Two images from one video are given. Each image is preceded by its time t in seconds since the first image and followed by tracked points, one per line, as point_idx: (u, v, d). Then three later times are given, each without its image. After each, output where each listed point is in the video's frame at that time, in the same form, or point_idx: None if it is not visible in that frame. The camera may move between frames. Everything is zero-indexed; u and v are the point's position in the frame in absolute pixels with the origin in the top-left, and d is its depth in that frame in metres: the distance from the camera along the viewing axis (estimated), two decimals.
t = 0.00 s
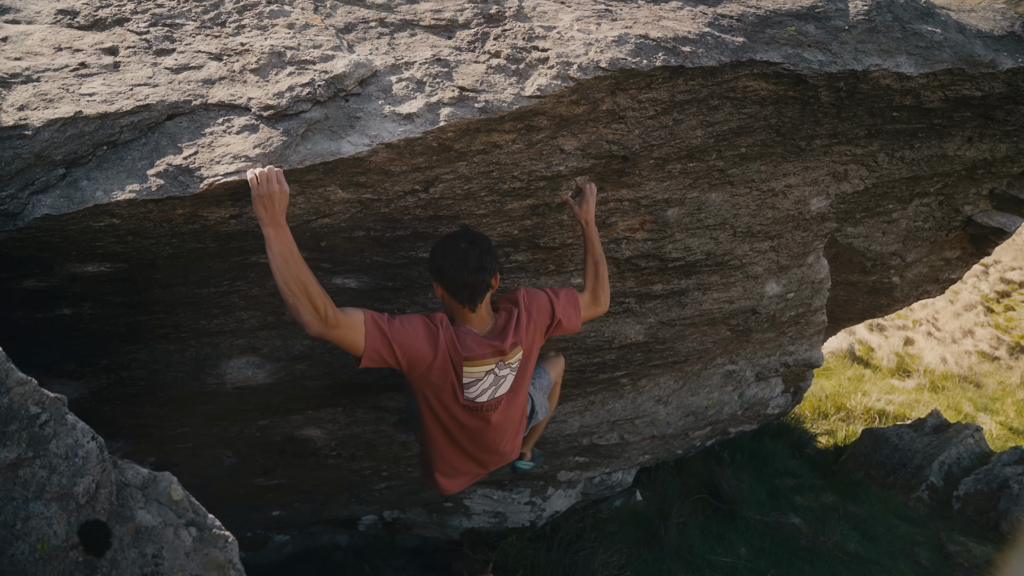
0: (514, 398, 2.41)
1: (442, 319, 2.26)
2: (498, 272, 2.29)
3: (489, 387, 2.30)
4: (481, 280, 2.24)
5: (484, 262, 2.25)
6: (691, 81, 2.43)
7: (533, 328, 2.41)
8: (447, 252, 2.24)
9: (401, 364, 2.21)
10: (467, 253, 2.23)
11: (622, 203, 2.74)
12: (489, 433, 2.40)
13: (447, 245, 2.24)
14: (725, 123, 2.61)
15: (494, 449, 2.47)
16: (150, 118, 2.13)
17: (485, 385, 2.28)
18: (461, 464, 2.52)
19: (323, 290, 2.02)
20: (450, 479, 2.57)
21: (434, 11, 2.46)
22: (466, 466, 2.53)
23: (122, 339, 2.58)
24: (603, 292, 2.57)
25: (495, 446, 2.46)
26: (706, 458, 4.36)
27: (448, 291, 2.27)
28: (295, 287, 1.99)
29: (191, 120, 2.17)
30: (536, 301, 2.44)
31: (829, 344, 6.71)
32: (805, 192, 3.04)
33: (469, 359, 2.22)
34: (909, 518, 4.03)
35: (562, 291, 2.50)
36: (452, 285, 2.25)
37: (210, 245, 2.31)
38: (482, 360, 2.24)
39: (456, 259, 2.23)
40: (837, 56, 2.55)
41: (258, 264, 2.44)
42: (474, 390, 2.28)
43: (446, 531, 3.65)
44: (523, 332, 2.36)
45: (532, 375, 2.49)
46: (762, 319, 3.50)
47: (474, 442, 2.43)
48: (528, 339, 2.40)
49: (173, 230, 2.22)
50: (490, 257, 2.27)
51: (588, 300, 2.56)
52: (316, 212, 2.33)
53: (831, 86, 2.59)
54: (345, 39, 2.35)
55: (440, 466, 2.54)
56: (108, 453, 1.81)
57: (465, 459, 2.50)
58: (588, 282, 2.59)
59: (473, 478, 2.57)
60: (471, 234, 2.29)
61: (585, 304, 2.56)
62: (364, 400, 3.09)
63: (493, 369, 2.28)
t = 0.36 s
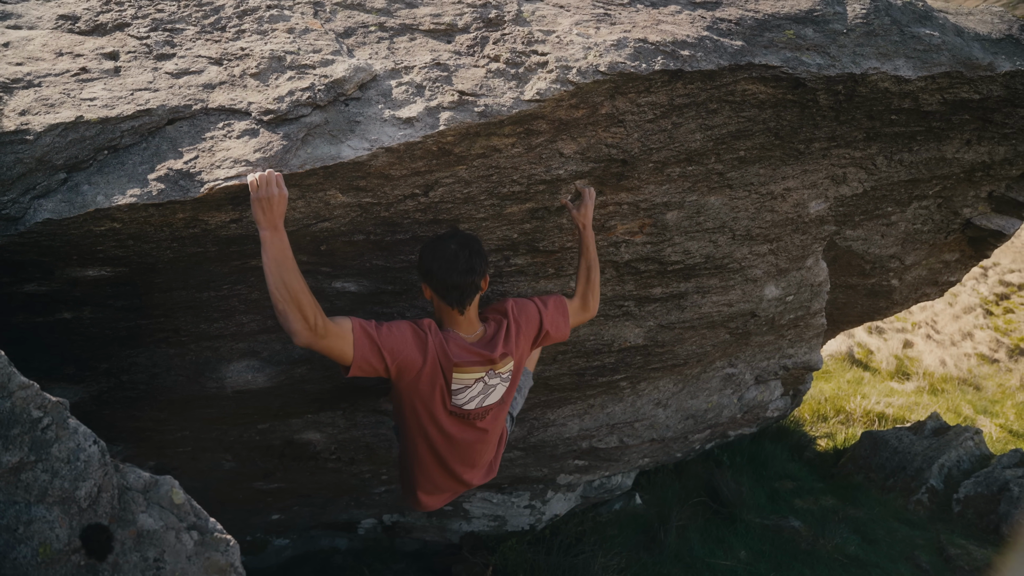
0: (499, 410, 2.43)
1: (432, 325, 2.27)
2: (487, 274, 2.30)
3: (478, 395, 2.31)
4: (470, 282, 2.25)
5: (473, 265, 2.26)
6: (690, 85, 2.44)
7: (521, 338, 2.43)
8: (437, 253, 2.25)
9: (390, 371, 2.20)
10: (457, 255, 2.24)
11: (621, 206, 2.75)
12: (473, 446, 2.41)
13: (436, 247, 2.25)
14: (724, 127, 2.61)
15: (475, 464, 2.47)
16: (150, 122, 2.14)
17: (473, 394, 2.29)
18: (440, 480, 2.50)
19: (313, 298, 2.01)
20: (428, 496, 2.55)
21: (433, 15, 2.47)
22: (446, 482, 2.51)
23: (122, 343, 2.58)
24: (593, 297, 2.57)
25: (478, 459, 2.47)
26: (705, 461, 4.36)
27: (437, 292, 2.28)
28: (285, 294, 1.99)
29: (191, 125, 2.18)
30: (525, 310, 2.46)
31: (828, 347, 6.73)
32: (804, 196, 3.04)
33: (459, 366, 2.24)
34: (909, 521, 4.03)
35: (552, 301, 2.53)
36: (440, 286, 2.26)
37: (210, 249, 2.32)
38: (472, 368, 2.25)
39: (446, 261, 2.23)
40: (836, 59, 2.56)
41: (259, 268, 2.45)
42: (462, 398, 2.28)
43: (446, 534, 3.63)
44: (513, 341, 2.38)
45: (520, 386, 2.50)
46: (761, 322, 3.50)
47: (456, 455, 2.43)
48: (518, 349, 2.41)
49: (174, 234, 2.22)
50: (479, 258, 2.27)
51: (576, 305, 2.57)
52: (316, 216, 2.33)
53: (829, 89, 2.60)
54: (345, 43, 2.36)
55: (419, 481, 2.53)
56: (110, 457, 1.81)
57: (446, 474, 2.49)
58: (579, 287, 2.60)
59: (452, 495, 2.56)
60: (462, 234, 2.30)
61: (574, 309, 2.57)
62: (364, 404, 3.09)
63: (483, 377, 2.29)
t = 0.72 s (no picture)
0: (487, 415, 2.44)
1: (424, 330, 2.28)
2: (479, 277, 2.31)
3: (466, 401, 2.32)
4: (463, 285, 2.26)
5: (466, 268, 2.26)
6: (691, 90, 2.45)
7: (513, 344, 2.43)
8: (428, 257, 2.25)
9: (382, 375, 2.20)
10: (449, 258, 2.24)
11: (623, 211, 2.75)
12: (461, 450, 2.41)
13: (428, 251, 2.26)
14: (725, 131, 2.62)
15: (463, 468, 2.47)
16: (153, 128, 2.15)
17: (462, 399, 2.31)
18: (427, 483, 2.51)
19: (308, 305, 2.01)
20: (415, 498, 2.55)
21: (435, 21, 2.48)
22: (433, 485, 2.52)
23: (125, 348, 2.59)
24: (586, 301, 2.59)
25: (468, 463, 2.48)
26: (708, 465, 4.36)
27: (429, 296, 2.28)
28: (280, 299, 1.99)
29: (194, 130, 2.19)
30: (518, 315, 2.46)
31: (831, 352, 6.80)
32: (805, 200, 3.05)
33: (450, 372, 2.25)
34: (912, 526, 4.02)
35: (545, 306, 2.52)
36: (434, 290, 2.26)
37: (213, 254, 2.33)
38: (461, 374, 2.27)
39: (438, 265, 2.24)
40: (837, 64, 2.57)
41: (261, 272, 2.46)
42: (451, 404, 2.30)
43: (448, 538, 3.62)
44: (504, 347, 2.38)
45: (508, 392, 2.52)
46: (763, 326, 3.50)
47: (444, 459, 2.43)
48: (509, 355, 2.41)
49: (177, 239, 2.23)
50: (471, 262, 2.28)
51: (570, 308, 2.57)
52: (319, 220, 2.34)
53: (831, 94, 2.60)
54: (347, 48, 2.38)
55: (407, 484, 2.54)
56: (114, 461, 1.82)
57: (433, 477, 2.49)
58: (574, 291, 2.61)
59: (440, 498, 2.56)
60: (453, 238, 2.31)
61: (567, 314, 2.57)
62: (366, 408, 3.09)
63: (472, 384, 2.30)
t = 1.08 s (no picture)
0: (488, 422, 2.44)
1: (425, 338, 2.27)
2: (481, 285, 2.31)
3: (468, 410, 2.33)
4: (465, 293, 2.26)
5: (468, 276, 2.26)
6: (697, 96, 2.45)
7: (515, 351, 2.42)
8: (429, 265, 2.25)
9: (383, 382, 2.20)
10: (452, 266, 2.24)
11: (629, 216, 2.75)
12: (462, 457, 2.41)
13: (429, 259, 2.25)
14: (731, 137, 2.62)
15: (464, 474, 2.48)
16: (161, 134, 2.17)
17: (464, 407, 2.31)
18: (430, 489, 2.51)
19: (310, 311, 2.01)
20: (417, 505, 2.55)
21: (441, 27, 2.49)
22: (436, 491, 2.52)
23: (133, 352, 2.60)
24: (590, 307, 2.58)
25: (471, 470, 2.48)
26: (715, 472, 4.34)
27: (431, 304, 2.28)
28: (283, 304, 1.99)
29: (202, 136, 2.20)
30: (519, 321, 2.45)
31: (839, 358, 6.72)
32: (812, 205, 3.04)
33: (451, 381, 2.25)
34: (921, 534, 4.00)
35: (548, 313, 2.51)
36: (437, 298, 2.26)
37: (220, 260, 2.34)
38: (463, 383, 2.27)
39: (440, 273, 2.24)
40: (843, 70, 2.57)
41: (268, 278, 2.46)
42: (453, 412, 2.30)
43: (454, 544, 3.61)
44: (506, 354, 2.38)
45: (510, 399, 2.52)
46: (770, 332, 3.49)
47: (446, 466, 2.43)
48: (511, 363, 2.41)
49: (184, 244, 2.24)
50: (473, 270, 2.28)
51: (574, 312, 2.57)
52: (325, 226, 2.35)
53: (837, 99, 2.60)
54: (354, 55, 2.39)
55: (410, 491, 2.54)
56: (120, 465, 1.82)
57: (435, 483, 2.50)
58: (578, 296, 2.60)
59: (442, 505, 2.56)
60: (454, 245, 2.30)
61: (570, 319, 2.56)
62: (372, 413, 3.10)
63: (474, 392, 2.30)
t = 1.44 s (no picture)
0: (490, 436, 2.45)
1: (432, 359, 2.26)
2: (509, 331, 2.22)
3: (472, 428, 2.34)
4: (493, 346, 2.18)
5: (501, 329, 2.15)
6: (709, 101, 2.44)
7: (520, 367, 2.40)
8: (461, 302, 2.10)
9: (386, 400, 2.20)
10: (489, 325, 2.11)
11: (641, 222, 2.74)
12: (463, 472, 2.43)
13: (462, 294, 2.10)
14: (743, 142, 2.61)
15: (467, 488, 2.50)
16: (174, 139, 2.18)
17: (468, 425, 2.32)
18: (435, 503, 2.53)
19: (313, 318, 2.01)
20: (418, 514, 2.58)
21: (453, 33, 2.50)
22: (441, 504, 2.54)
23: (145, 356, 2.61)
24: (592, 310, 2.58)
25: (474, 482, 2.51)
26: (727, 478, 4.31)
27: (453, 339, 2.16)
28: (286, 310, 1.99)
29: (215, 141, 2.21)
30: (526, 336, 2.42)
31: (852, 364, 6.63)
32: (825, 211, 3.02)
33: (457, 403, 2.25)
34: (935, 542, 3.96)
35: (548, 321, 2.51)
36: (462, 345, 2.17)
37: (232, 265, 2.34)
38: (468, 404, 2.27)
39: (476, 328, 2.11)
40: (856, 75, 2.56)
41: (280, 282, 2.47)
42: (457, 431, 2.32)
43: (465, 550, 3.60)
44: (512, 372, 2.36)
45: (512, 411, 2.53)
46: (782, 338, 3.46)
47: (450, 480, 2.45)
48: (516, 379, 2.40)
49: (197, 249, 2.25)
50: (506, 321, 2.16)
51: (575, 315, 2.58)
52: (337, 231, 2.35)
53: (850, 104, 2.59)
54: (366, 61, 2.40)
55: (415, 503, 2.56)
56: (131, 469, 1.83)
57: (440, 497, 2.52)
58: (582, 298, 2.60)
59: (443, 516, 2.58)
60: (486, 277, 2.15)
61: (572, 324, 2.57)
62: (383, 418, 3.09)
63: (479, 411, 2.31)
